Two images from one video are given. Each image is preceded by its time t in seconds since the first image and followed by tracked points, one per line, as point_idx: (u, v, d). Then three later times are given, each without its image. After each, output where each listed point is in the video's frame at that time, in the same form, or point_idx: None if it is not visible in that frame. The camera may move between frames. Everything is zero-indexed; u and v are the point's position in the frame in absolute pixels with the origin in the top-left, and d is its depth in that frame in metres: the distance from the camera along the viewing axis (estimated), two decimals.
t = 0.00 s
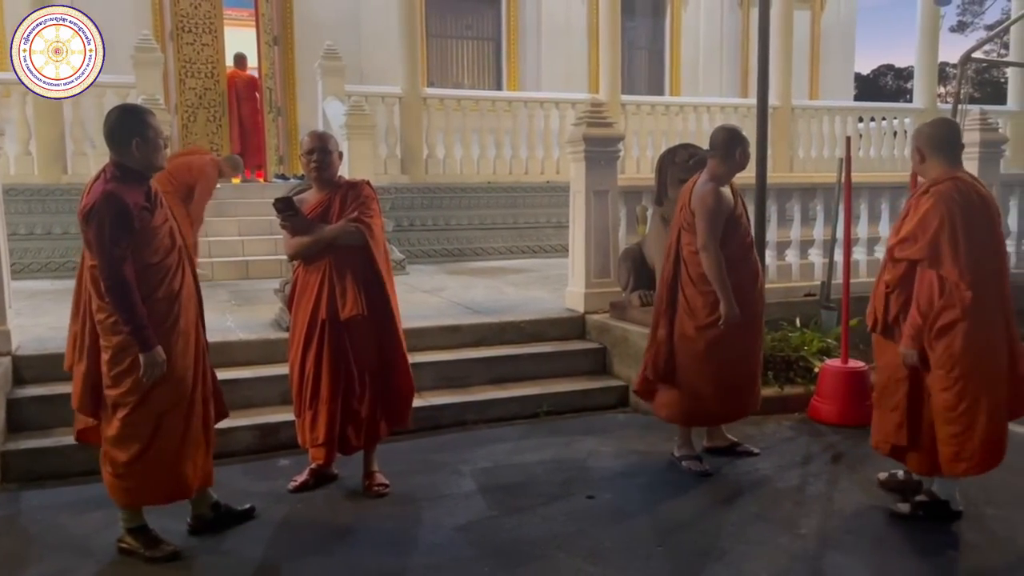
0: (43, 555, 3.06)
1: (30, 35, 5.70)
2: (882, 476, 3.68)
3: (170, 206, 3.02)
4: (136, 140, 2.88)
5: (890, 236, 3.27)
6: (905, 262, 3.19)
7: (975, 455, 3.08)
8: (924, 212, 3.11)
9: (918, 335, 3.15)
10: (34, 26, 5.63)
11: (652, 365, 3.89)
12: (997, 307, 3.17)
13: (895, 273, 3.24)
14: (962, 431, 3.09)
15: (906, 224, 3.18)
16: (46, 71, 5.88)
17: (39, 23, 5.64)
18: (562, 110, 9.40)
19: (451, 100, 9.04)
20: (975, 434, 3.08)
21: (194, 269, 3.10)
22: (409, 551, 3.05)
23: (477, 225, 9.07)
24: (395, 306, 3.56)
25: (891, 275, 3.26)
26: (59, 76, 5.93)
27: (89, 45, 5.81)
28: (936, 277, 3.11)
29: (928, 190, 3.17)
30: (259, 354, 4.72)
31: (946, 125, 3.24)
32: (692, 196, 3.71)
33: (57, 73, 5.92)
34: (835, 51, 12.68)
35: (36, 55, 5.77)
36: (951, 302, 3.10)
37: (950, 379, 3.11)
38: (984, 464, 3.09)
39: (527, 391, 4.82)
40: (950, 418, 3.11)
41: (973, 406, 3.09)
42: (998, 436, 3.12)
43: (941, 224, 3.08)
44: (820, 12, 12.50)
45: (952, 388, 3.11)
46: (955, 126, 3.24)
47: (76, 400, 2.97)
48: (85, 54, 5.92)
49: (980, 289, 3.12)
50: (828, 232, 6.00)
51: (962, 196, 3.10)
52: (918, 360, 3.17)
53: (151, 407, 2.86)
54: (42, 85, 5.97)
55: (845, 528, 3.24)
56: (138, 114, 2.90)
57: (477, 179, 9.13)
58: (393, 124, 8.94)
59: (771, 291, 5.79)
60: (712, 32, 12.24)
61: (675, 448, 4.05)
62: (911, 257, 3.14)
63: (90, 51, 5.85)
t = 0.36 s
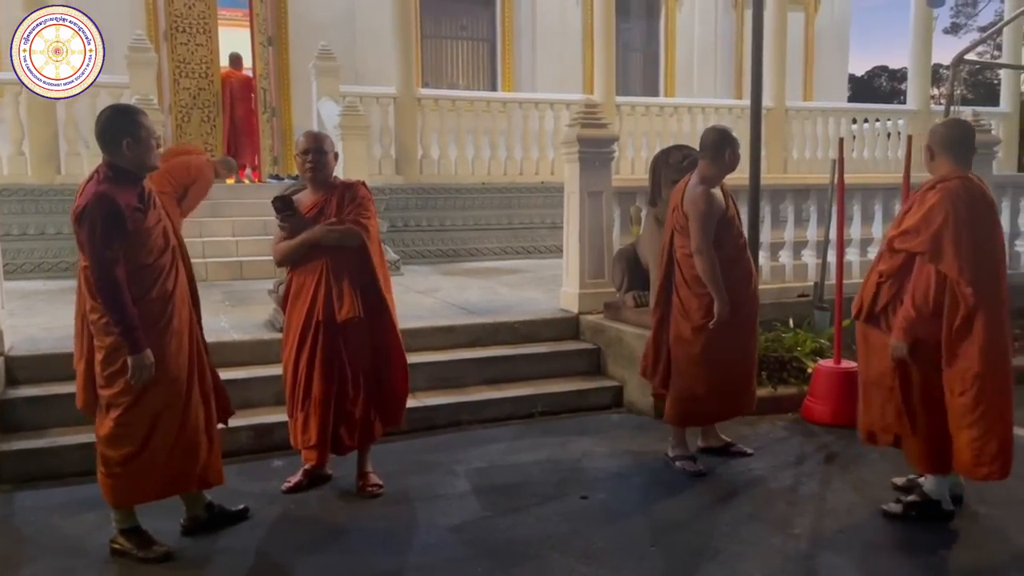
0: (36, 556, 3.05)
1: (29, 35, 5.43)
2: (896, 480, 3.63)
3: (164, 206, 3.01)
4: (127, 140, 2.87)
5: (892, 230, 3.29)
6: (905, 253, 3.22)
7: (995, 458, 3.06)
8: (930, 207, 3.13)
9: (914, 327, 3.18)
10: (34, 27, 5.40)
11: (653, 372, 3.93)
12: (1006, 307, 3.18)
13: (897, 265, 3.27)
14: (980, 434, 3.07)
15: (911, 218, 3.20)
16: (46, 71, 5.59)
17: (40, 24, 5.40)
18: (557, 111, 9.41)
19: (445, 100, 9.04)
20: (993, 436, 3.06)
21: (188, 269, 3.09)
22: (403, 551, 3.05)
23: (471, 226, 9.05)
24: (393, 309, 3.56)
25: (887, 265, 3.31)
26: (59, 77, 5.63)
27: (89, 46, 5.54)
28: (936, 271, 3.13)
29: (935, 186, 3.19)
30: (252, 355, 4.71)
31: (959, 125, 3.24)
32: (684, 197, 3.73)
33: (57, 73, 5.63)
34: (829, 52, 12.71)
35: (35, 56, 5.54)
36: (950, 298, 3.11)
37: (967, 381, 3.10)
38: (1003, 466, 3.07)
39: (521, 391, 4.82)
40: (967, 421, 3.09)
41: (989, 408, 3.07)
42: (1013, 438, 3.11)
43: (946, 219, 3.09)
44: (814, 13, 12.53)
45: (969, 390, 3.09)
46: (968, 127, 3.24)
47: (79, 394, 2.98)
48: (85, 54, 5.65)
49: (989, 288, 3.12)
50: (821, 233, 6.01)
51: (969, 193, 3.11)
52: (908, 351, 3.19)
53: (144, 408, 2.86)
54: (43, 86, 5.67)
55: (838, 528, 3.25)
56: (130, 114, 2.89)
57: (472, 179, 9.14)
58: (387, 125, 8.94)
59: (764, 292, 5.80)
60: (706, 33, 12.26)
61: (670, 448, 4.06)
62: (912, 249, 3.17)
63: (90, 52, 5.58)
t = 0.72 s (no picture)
0: (31, 556, 3.05)
1: (29, 35, 5.44)
2: (890, 481, 3.65)
3: (156, 208, 3.01)
4: (123, 142, 2.87)
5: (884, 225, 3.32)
6: (895, 248, 3.25)
7: (979, 453, 3.07)
8: (921, 202, 3.15)
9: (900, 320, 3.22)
10: (34, 27, 5.42)
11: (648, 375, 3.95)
12: (996, 305, 3.18)
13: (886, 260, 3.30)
14: (964, 428, 3.08)
15: (902, 214, 3.23)
16: (46, 71, 5.53)
17: (40, 24, 5.41)
18: (553, 112, 9.41)
19: (441, 101, 9.02)
20: (977, 431, 3.07)
21: (179, 271, 3.09)
22: (397, 551, 3.06)
23: (467, 227, 9.05)
24: (400, 308, 3.56)
25: (880, 261, 3.32)
26: (59, 77, 5.56)
27: (90, 47, 5.51)
28: (923, 265, 3.16)
29: (929, 185, 3.21)
30: (248, 356, 4.71)
31: (961, 126, 3.24)
32: (678, 198, 3.74)
33: (57, 74, 5.56)
34: (825, 54, 12.74)
35: (36, 55, 5.49)
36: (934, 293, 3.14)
37: (953, 376, 3.11)
38: (987, 461, 3.07)
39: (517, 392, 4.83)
40: (953, 416, 3.10)
41: (973, 402, 3.09)
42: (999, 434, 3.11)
43: (934, 215, 3.11)
44: (810, 15, 12.56)
45: (955, 385, 3.10)
46: (970, 129, 3.24)
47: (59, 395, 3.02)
48: (86, 54, 5.59)
49: (978, 285, 3.14)
50: (817, 234, 6.02)
51: (960, 191, 3.13)
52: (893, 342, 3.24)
53: (131, 411, 2.86)
54: (43, 86, 5.58)
55: (833, 528, 3.26)
56: (127, 115, 2.89)
57: (468, 180, 9.14)
58: (383, 125, 8.92)
59: (759, 293, 5.82)
60: (702, 34, 12.29)
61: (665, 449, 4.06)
62: (900, 244, 3.20)
63: (90, 53, 5.54)
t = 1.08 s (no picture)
0: (25, 557, 3.05)
1: (29, 35, 5.35)
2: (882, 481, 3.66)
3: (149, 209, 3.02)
4: (112, 142, 2.87)
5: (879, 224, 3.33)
6: (889, 247, 3.27)
7: (939, 443, 3.14)
8: (913, 201, 3.17)
9: (896, 319, 3.23)
10: (34, 27, 5.33)
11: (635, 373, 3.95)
12: (980, 305, 3.22)
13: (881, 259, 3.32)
14: (942, 422, 3.13)
15: (895, 212, 3.25)
16: (46, 71, 5.43)
17: (40, 24, 5.34)
18: (548, 113, 9.40)
19: (437, 103, 8.98)
20: (952, 424, 3.13)
21: (171, 271, 3.09)
22: (391, 552, 3.06)
23: (463, 227, 9.12)
24: (394, 309, 3.57)
25: (875, 260, 3.34)
26: (59, 77, 5.43)
27: (90, 47, 5.44)
28: (914, 264, 3.18)
29: (922, 185, 3.23)
30: (242, 356, 4.71)
31: (954, 129, 3.27)
32: (671, 197, 3.75)
33: (57, 74, 5.44)
34: (820, 56, 12.77)
35: (35, 55, 5.41)
36: (923, 291, 3.16)
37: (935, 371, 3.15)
38: (956, 451, 3.15)
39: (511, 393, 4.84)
40: (918, 406, 3.17)
41: (941, 395, 3.14)
42: (967, 429, 3.16)
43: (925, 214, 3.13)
44: (804, 16, 12.60)
45: (921, 375, 3.16)
46: (963, 132, 3.27)
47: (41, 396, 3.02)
48: (86, 54, 5.48)
49: (961, 283, 3.18)
50: (811, 235, 6.03)
51: (951, 192, 3.16)
52: (889, 341, 3.25)
53: (124, 411, 2.86)
54: (42, 87, 5.46)
55: (826, 528, 3.28)
56: (116, 116, 2.89)
57: (464, 181, 9.15)
58: (378, 126, 8.91)
59: (753, 294, 5.83)
60: (697, 36, 12.32)
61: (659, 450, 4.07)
62: (893, 242, 3.22)
63: (90, 53, 5.45)
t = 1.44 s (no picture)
0: (14, 557, 3.06)
1: (29, 35, 5.27)
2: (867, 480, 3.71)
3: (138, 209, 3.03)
4: (99, 143, 2.89)
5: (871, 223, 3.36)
6: (882, 246, 3.29)
7: (924, 436, 3.17)
8: (904, 199, 3.21)
9: (889, 316, 3.25)
10: (34, 26, 5.26)
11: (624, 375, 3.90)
12: (971, 303, 3.25)
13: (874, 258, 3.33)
14: (935, 416, 3.16)
15: (887, 211, 3.27)
16: (46, 71, 5.33)
17: (40, 24, 5.27)
18: (541, 114, 9.42)
19: (430, 104, 9.01)
20: (945, 417, 3.16)
21: (162, 271, 3.11)
22: (380, 550, 3.08)
23: (456, 228, 9.18)
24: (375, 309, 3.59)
25: (868, 260, 3.36)
26: (59, 77, 5.32)
27: (90, 47, 5.33)
28: (908, 261, 3.21)
29: (912, 184, 3.26)
30: (233, 357, 4.73)
31: (935, 130, 3.32)
32: (660, 197, 3.77)
33: (57, 73, 5.34)
34: (812, 58, 12.83)
35: (35, 55, 5.31)
36: (917, 287, 3.19)
37: (927, 366, 3.18)
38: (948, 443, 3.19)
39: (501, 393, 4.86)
40: (905, 399, 3.20)
41: (928, 388, 3.17)
42: (956, 424, 3.18)
43: (918, 211, 3.17)
44: (796, 19, 12.65)
45: (907, 368, 3.20)
46: (943, 134, 3.32)
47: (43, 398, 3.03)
48: (86, 54, 5.37)
49: (951, 281, 3.21)
50: (801, 236, 6.06)
51: (942, 190, 3.20)
52: (882, 338, 3.26)
53: (114, 411, 2.87)
54: (42, 87, 5.34)
55: (811, 526, 3.31)
56: (102, 117, 2.90)
57: (457, 182, 9.16)
58: (371, 128, 8.91)
59: (743, 295, 5.87)
60: (690, 38, 12.36)
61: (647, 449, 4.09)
62: (886, 240, 3.24)
63: (91, 53, 5.33)
